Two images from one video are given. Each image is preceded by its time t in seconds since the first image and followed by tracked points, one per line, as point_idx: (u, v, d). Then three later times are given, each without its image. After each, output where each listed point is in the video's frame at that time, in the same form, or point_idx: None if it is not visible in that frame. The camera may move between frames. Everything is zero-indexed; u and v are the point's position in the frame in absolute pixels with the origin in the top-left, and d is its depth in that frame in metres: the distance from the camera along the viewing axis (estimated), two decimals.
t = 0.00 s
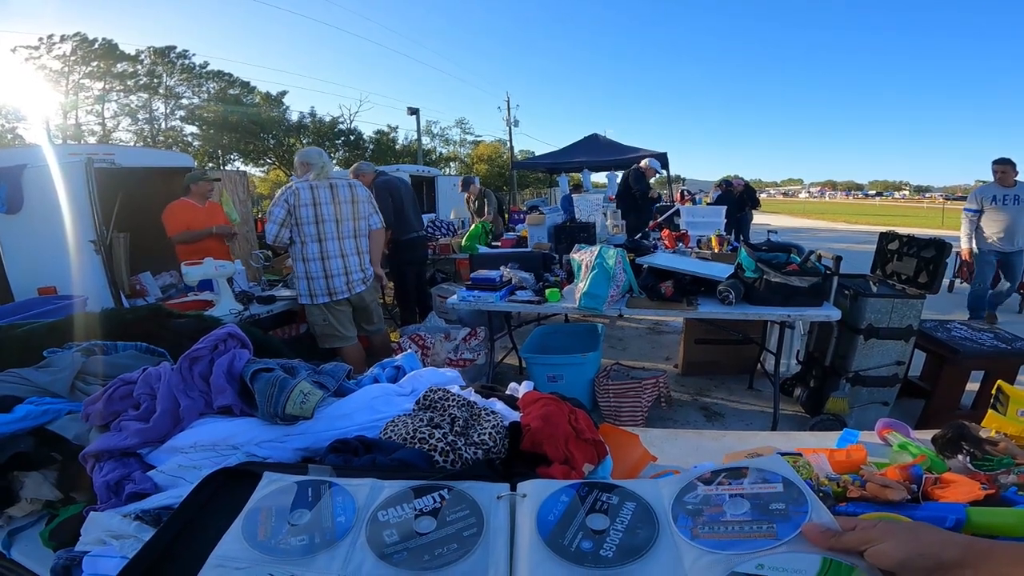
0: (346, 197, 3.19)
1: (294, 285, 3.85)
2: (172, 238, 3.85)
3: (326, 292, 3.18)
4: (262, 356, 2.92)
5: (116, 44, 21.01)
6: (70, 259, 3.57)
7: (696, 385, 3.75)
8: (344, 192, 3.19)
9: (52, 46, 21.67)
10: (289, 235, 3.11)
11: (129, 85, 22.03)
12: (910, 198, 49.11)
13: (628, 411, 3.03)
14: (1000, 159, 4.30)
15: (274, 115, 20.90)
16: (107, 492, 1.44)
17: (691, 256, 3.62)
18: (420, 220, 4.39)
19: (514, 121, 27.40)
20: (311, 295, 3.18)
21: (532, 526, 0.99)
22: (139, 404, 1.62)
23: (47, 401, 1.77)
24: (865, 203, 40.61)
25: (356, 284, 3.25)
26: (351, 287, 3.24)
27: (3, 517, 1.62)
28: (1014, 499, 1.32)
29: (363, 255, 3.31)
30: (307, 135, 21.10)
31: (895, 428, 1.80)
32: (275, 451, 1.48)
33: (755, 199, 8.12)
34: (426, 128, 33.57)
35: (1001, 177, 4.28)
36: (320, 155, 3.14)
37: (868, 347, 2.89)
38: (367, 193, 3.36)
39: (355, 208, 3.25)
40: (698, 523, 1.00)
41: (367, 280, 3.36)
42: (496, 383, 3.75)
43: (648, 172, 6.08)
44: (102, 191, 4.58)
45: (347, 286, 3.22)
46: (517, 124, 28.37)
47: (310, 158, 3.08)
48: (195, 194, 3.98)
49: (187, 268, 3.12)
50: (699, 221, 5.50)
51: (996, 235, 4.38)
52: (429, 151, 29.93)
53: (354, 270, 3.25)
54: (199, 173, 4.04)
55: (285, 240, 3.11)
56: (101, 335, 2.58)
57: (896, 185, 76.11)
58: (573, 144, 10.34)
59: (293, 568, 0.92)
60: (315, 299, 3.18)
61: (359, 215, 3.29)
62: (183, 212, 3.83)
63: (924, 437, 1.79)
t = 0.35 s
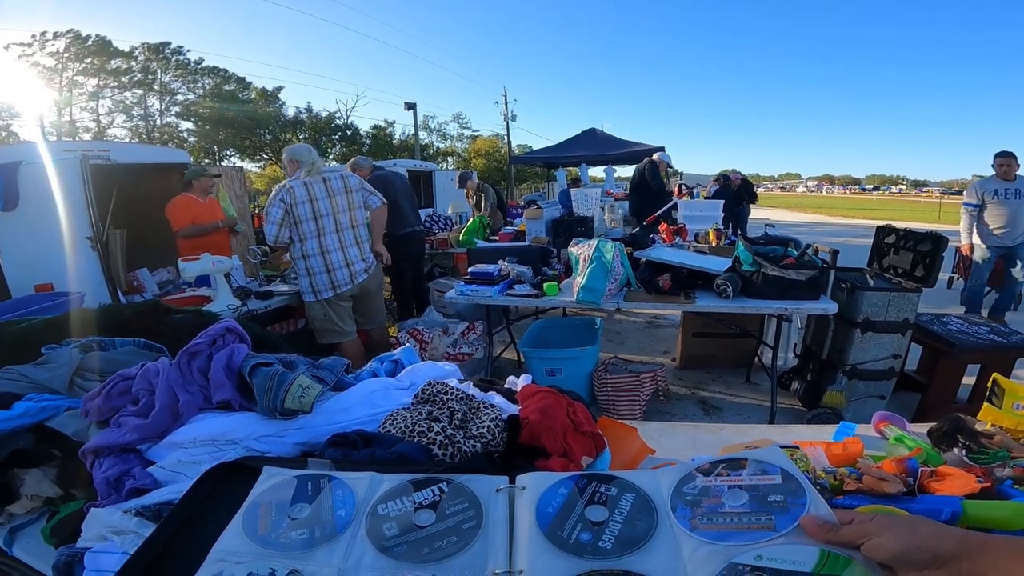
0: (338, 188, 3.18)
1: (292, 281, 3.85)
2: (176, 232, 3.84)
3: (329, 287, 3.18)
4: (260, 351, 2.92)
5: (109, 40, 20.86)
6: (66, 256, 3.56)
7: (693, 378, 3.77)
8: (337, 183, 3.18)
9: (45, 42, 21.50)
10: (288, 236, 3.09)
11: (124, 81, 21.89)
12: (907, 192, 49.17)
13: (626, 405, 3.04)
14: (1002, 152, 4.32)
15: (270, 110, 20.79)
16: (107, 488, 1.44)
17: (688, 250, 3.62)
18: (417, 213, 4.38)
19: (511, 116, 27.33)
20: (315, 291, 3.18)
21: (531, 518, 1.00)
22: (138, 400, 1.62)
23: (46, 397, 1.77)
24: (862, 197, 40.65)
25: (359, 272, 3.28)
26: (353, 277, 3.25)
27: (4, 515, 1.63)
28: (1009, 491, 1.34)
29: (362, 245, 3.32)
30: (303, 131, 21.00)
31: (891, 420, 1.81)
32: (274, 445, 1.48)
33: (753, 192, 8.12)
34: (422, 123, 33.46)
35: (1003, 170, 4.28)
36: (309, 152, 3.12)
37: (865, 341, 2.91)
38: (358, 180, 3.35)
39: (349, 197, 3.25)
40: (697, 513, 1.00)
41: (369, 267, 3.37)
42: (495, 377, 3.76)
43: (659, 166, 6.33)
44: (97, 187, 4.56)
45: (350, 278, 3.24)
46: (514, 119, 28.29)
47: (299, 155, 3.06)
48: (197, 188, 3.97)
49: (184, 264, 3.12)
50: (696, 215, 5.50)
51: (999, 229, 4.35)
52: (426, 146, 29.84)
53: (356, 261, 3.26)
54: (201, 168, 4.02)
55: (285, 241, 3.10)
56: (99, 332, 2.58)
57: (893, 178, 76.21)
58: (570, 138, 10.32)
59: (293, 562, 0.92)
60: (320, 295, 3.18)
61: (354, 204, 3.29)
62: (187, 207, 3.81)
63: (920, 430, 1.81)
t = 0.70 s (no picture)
0: (339, 186, 3.18)
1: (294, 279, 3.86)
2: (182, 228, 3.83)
3: (332, 285, 3.19)
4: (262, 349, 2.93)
5: (110, 39, 20.87)
6: (68, 255, 3.56)
7: (694, 377, 3.77)
8: (338, 181, 3.19)
9: (46, 42, 21.51)
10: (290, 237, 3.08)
11: (124, 80, 21.89)
12: (909, 190, 49.07)
13: (627, 403, 3.05)
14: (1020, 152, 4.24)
15: (271, 109, 20.77)
16: (110, 487, 1.45)
17: (689, 248, 3.62)
18: (417, 212, 4.38)
19: (511, 114, 27.29)
20: (317, 289, 3.18)
21: (532, 516, 1.00)
22: (141, 398, 1.62)
23: (49, 395, 1.78)
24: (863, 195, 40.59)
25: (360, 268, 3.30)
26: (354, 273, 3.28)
27: (7, 513, 1.63)
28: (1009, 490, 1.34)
29: (362, 242, 3.34)
30: (304, 130, 20.99)
31: (892, 419, 1.81)
32: (276, 444, 1.49)
33: (754, 191, 8.10)
34: (423, 121, 33.42)
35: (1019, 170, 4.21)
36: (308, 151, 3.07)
37: (866, 339, 2.91)
38: (357, 178, 3.37)
39: (349, 195, 3.26)
40: (697, 512, 1.01)
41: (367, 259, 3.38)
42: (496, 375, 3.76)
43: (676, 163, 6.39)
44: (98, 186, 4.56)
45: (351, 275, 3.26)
46: (515, 118, 28.26)
47: (297, 155, 3.01)
48: (204, 187, 3.98)
49: (185, 262, 3.13)
50: (697, 214, 5.49)
51: (1009, 230, 4.29)
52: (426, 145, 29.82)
53: (356, 258, 3.28)
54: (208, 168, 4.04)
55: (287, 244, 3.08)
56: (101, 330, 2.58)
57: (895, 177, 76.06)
58: (571, 137, 10.31)
59: (296, 559, 0.93)
60: (322, 293, 3.18)
61: (354, 202, 3.30)
62: (193, 204, 3.82)
63: (920, 428, 1.81)
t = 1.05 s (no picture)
0: (349, 193, 3.20)
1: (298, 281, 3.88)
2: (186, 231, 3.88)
3: (334, 291, 3.19)
4: (266, 351, 2.94)
5: (120, 40, 21.07)
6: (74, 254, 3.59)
7: (696, 383, 3.76)
8: (351, 191, 3.21)
9: (57, 41, 21.75)
10: (293, 243, 3.12)
11: (134, 80, 22.08)
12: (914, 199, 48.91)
13: (629, 410, 3.05)
14: None
15: (278, 111, 20.92)
16: (111, 485, 1.46)
17: (693, 255, 3.61)
18: (420, 216, 4.40)
19: (517, 119, 27.38)
20: (319, 293, 3.19)
21: (532, 520, 1.00)
22: (144, 398, 1.63)
23: (53, 394, 1.78)
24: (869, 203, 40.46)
25: (362, 283, 3.30)
26: (359, 283, 3.29)
27: (7, 511, 1.65)
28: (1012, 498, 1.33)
29: (370, 254, 3.37)
30: (311, 132, 21.12)
31: (894, 427, 1.80)
32: (279, 444, 1.49)
33: (758, 198, 8.11)
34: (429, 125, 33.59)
35: None
36: (319, 152, 3.07)
37: (869, 348, 2.90)
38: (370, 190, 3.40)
39: (362, 204, 3.29)
40: (694, 515, 1.00)
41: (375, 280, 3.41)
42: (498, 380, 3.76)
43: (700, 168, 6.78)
44: (106, 185, 4.59)
45: (355, 284, 3.26)
46: (520, 122, 28.31)
47: (307, 155, 3.04)
48: (209, 189, 4.00)
49: (191, 263, 3.15)
50: (701, 220, 5.48)
51: None
52: (432, 148, 29.93)
53: (362, 267, 3.30)
54: (213, 168, 4.05)
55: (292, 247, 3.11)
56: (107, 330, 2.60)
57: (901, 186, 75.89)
58: (576, 142, 10.34)
59: (295, 559, 0.93)
60: (324, 298, 3.19)
61: (365, 211, 3.32)
62: (198, 207, 3.86)
63: (922, 436, 1.80)
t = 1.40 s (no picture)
0: (383, 200, 3.28)
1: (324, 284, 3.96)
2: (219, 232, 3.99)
3: (364, 296, 3.25)
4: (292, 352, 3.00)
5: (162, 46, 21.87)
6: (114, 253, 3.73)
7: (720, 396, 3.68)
8: (383, 197, 3.29)
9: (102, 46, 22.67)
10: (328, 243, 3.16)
11: (173, 84, 22.87)
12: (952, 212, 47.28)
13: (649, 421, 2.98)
14: None
15: (309, 116, 21.43)
16: (141, 482, 1.49)
17: (719, 266, 3.56)
18: (445, 222, 4.45)
19: (542, 126, 27.47)
20: (349, 298, 3.24)
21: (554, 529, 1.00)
22: (178, 396, 1.68)
23: (88, 389, 1.84)
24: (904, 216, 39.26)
25: (393, 287, 3.36)
26: (388, 289, 3.34)
27: (36, 505, 1.72)
28: None
29: (398, 260, 3.42)
30: (340, 136, 21.55)
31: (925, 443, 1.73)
32: (304, 445, 1.51)
33: (788, 209, 7.95)
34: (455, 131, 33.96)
35: None
36: (352, 157, 3.12)
37: (902, 364, 2.81)
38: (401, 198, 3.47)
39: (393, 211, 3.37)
40: (680, 464, 0.87)
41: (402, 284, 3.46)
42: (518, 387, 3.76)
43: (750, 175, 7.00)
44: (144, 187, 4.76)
45: (385, 289, 3.32)
46: (546, 129, 28.38)
47: (340, 161, 3.09)
48: (240, 192, 4.11)
49: (224, 264, 3.24)
50: (729, 231, 5.39)
51: None
52: (457, 154, 30.21)
53: (392, 273, 3.36)
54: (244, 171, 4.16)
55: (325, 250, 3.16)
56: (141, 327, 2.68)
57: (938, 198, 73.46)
58: (601, 150, 10.32)
59: (319, 561, 0.94)
60: (354, 303, 3.24)
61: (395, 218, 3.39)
62: (229, 209, 3.98)
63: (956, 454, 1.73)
